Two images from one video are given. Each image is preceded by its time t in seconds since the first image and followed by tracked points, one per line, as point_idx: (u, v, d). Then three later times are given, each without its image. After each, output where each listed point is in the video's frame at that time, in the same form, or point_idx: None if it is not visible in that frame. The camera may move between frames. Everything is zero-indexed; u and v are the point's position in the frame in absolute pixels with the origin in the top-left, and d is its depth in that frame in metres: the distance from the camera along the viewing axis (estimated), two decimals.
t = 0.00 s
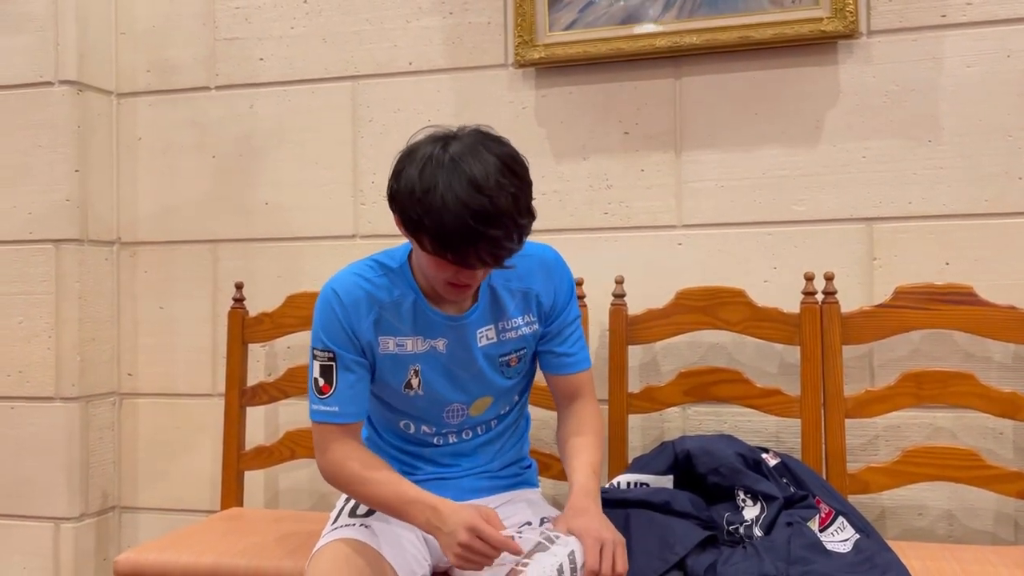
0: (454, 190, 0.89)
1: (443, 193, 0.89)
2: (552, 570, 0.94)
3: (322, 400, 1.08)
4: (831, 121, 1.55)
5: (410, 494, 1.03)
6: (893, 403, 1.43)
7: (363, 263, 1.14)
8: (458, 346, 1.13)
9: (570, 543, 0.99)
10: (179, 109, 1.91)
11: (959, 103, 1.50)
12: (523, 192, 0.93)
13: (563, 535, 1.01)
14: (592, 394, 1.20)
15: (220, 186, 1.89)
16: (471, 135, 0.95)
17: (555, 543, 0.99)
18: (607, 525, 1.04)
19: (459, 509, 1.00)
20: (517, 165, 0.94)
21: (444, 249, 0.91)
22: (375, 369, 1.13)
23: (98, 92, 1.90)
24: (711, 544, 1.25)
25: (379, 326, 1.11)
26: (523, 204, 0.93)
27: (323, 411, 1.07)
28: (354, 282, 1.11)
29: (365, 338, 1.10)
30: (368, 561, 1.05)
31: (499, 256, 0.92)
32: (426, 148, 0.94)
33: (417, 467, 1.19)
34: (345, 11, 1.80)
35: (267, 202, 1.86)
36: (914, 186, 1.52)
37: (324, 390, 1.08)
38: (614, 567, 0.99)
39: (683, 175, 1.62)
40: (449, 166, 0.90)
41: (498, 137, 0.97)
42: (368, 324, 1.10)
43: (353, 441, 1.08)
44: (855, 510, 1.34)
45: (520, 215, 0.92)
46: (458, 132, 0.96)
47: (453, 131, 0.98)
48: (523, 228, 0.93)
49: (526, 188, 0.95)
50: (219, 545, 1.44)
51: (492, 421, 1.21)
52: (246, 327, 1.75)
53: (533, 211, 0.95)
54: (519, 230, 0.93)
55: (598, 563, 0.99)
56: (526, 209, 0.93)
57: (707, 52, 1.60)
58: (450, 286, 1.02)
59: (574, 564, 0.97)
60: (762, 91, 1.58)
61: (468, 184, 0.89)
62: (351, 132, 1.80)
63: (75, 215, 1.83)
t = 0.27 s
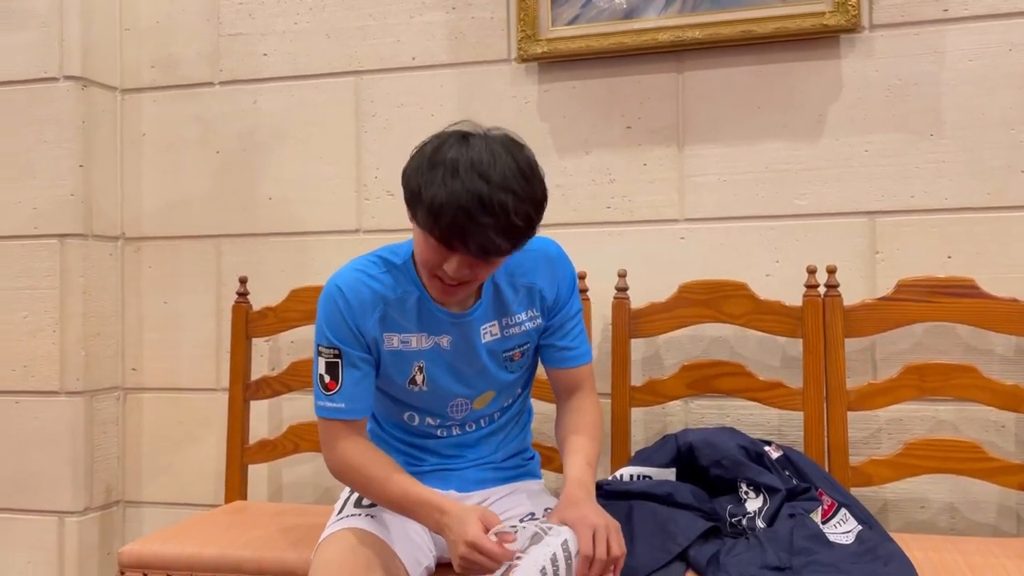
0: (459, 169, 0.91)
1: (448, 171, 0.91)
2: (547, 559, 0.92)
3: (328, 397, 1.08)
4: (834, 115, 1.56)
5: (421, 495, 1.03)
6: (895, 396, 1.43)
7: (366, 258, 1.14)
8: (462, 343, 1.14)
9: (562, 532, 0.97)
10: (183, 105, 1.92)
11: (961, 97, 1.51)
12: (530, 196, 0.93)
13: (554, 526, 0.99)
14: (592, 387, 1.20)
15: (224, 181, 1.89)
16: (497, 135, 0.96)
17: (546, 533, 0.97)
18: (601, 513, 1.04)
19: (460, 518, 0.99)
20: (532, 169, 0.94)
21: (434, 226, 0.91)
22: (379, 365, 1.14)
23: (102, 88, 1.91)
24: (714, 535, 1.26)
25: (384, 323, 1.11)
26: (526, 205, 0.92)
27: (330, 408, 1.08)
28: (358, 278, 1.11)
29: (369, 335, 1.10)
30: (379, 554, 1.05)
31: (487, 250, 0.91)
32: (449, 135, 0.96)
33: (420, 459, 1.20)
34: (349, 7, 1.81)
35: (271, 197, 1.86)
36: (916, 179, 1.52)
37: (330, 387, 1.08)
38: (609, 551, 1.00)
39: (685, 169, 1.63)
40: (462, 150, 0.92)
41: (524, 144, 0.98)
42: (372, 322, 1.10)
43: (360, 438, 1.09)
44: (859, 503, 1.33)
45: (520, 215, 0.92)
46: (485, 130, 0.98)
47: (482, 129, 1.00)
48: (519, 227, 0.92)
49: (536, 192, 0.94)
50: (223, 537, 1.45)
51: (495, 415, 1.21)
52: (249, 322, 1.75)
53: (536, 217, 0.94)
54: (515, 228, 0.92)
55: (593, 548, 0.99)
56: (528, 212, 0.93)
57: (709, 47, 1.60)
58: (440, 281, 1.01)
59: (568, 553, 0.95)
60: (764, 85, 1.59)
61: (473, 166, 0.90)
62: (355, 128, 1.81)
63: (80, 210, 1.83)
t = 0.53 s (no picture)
0: (461, 119, 0.96)
1: (452, 124, 0.96)
2: (557, 542, 0.92)
3: (335, 390, 1.09)
4: (836, 109, 1.56)
5: (434, 491, 1.04)
6: (897, 389, 1.43)
7: (373, 252, 1.15)
8: (470, 335, 1.14)
9: (575, 518, 0.97)
10: (187, 100, 1.93)
11: (962, 91, 1.51)
12: (532, 133, 0.98)
13: (567, 511, 0.99)
14: (602, 378, 1.21)
15: (228, 177, 1.90)
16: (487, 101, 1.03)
17: (559, 518, 0.97)
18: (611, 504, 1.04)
19: (477, 518, 1.00)
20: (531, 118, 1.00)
21: (450, 172, 0.95)
22: (387, 358, 1.14)
23: (107, 84, 1.92)
24: (716, 526, 1.26)
25: (391, 316, 1.12)
26: (531, 141, 0.97)
27: (338, 402, 1.08)
28: (365, 273, 1.11)
29: (377, 328, 1.11)
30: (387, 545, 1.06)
31: (507, 187, 0.95)
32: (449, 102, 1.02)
33: (425, 451, 1.20)
34: (352, 2, 1.81)
35: (274, 192, 1.87)
36: (918, 173, 1.53)
37: (337, 380, 1.09)
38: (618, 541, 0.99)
39: (687, 163, 1.63)
40: (459, 107, 0.98)
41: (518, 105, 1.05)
42: (380, 315, 1.11)
43: (368, 430, 1.09)
44: (861, 494, 1.34)
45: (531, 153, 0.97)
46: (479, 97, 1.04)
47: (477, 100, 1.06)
48: (530, 160, 0.96)
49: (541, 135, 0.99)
50: (228, 529, 1.46)
51: (501, 408, 1.22)
52: (253, 316, 1.76)
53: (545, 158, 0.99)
54: (526, 160, 0.96)
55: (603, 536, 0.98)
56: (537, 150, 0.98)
57: (711, 42, 1.61)
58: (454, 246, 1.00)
59: (580, 539, 0.95)
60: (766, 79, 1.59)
61: (474, 114, 0.96)
62: (358, 123, 1.81)
63: (84, 205, 1.84)
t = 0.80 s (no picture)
0: (476, 134, 0.91)
1: (467, 139, 0.92)
2: (552, 538, 0.92)
3: (340, 387, 1.09)
4: (838, 108, 1.56)
5: (438, 486, 1.04)
6: (900, 387, 1.43)
7: (378, 249, 1.15)
8: (474, 332, 1.14)
9: (575, 514, 0.97)
10: (190, 100, 1.93)
11: (965, 90, 1.51)
12: (545, 149, 0.94)
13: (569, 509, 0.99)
14: (605, 375, 1.20)
15: (231, 176, 1.90)
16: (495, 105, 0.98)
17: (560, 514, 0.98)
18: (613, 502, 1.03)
19: (487, 514, 1.00)
20: (543, 132, 0.96)
21: (465, 193, 0.91)
22: (391, 355, 1.14)
23: (110, 83, 1.92)
24: (719, 524, 1.26)
25: (396, 313, 1.12)
26: (544, 160, 0.94)
27: (343, 398, 1.08)
28: (370, 269, 1.11)
29: (381, 325, 1.11)
30: (390, 542, 1.06)
31: (522, 208, 0.93)
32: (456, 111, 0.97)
33: (429, 448, 1.20)
34: (355, 2, 1.81)
35: (277, 191, 1.87)
36: (920, 172, 1.53)
37: (342, 376, 1.09)
38: (619, 538, 0.98)
39: (690, 162, 1.63)
40: (473, 119, 0.93)
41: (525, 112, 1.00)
42: (384, 311, 1.11)
43: (372, 426, 1.09)
44: (864, 493, 1.34)
45: (545, 172, 0.94)
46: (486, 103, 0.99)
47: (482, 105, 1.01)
48: (544, 181, 0.94)
49: (551, 148, 0.96)
50: (230, 527, 1.46)
51: (504, 404, 1.22)
52: (256, 315, 1.76)
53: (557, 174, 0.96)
54: (541, 182, 0.93)
55: (603, 534, 0.97)
56: (550, 168, 0.95)
57: (714, 40, 1.61)
58: (465, 259, 0.99)
59: (579, 535, 0.94)
60: (768, 78, 1.59)
61: (490, 129, 0.91)
62: (361, 122, 1.82)
63: (87, 204, 1.85)
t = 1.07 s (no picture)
0: (491, 179, 0.87)
1: (481, 180, 0.87)
2: (539, 541, 0.91)
3: (340, 384, 1.09)
4: (840, 110, 1.56)
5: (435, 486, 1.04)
6: (903, 390, 1.43)
7: (379, 250, 1.15)
8: (473, 333, 1.14)
9: (568, 518, 0.96)
10: (193, 102, 1.93)
11: (968, 91, 1.51)
12: (555, 182, 0.91)
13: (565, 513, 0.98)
14: (601, 379, 1.18)
15: (233, 178, 1.91)
16: (503, 129, 0.93)
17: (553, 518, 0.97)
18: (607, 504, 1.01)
19: (484, 513, 1.00)
20: (550, 159, 0.92)
21: (478, 234, 0.87)
22: (391, 354, 1.15)
23: (113, 86, 1.92)
24: (721, 527, 1.26)
25: (395, 314, 1.12)
26: (555, 196, 0.91)
27: (342, 396, 1.09)
28: (371, 270, 1.12)
29: (381, 325, 1.11)
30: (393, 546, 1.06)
31: (533, 247, 0.90)
32: (461, 139, 0.91)
33: (430, 448, 1.21)
34: (357, 4, 1.82)
35: (279, 194, 1.87)
36: (922, 174, 1.52)
37: (342, 375, 1.10)
38: (614, 543, 0.96)
39: (692, 164, 1.63)
40: (486, 156, 0.88)
41: (530, 129, 0.96)
42: (384, 312, 1.11)
43: (372, 424, 1.10)
44: (865, 495, 1.34)
45: (553, 207, 0.91)
46: (490, 123, 0.94)
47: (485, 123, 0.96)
48: (556, 221, 0.91)
49: (558, 177, 0.93)
50: (232, 529, 1.46)
51: (504, 406, 1.22)
52: (259, 317, 1.77)
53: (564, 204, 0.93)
54: (552, 223, 0.91)
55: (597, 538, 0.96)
56: (558, 201, 0.91)
57: (716, 43, 1.61)
58: (474, 277, 0.98)
59: (570, 540, 0.93)
60: (770, 80, 1.59)
61: (506, 174, 0.86)
62: (363, 124, 1.82)
63: (90, 206, 1.85)
